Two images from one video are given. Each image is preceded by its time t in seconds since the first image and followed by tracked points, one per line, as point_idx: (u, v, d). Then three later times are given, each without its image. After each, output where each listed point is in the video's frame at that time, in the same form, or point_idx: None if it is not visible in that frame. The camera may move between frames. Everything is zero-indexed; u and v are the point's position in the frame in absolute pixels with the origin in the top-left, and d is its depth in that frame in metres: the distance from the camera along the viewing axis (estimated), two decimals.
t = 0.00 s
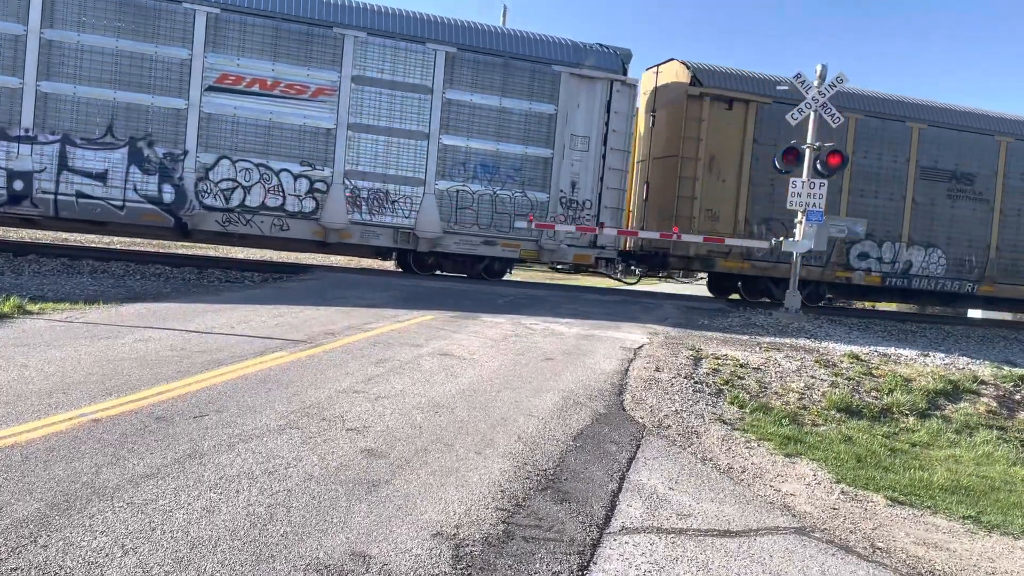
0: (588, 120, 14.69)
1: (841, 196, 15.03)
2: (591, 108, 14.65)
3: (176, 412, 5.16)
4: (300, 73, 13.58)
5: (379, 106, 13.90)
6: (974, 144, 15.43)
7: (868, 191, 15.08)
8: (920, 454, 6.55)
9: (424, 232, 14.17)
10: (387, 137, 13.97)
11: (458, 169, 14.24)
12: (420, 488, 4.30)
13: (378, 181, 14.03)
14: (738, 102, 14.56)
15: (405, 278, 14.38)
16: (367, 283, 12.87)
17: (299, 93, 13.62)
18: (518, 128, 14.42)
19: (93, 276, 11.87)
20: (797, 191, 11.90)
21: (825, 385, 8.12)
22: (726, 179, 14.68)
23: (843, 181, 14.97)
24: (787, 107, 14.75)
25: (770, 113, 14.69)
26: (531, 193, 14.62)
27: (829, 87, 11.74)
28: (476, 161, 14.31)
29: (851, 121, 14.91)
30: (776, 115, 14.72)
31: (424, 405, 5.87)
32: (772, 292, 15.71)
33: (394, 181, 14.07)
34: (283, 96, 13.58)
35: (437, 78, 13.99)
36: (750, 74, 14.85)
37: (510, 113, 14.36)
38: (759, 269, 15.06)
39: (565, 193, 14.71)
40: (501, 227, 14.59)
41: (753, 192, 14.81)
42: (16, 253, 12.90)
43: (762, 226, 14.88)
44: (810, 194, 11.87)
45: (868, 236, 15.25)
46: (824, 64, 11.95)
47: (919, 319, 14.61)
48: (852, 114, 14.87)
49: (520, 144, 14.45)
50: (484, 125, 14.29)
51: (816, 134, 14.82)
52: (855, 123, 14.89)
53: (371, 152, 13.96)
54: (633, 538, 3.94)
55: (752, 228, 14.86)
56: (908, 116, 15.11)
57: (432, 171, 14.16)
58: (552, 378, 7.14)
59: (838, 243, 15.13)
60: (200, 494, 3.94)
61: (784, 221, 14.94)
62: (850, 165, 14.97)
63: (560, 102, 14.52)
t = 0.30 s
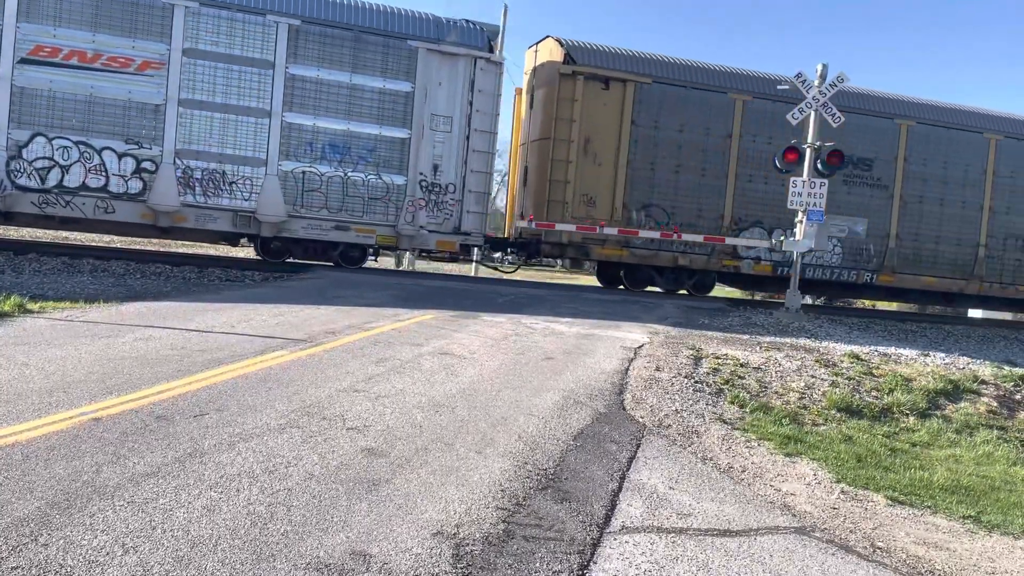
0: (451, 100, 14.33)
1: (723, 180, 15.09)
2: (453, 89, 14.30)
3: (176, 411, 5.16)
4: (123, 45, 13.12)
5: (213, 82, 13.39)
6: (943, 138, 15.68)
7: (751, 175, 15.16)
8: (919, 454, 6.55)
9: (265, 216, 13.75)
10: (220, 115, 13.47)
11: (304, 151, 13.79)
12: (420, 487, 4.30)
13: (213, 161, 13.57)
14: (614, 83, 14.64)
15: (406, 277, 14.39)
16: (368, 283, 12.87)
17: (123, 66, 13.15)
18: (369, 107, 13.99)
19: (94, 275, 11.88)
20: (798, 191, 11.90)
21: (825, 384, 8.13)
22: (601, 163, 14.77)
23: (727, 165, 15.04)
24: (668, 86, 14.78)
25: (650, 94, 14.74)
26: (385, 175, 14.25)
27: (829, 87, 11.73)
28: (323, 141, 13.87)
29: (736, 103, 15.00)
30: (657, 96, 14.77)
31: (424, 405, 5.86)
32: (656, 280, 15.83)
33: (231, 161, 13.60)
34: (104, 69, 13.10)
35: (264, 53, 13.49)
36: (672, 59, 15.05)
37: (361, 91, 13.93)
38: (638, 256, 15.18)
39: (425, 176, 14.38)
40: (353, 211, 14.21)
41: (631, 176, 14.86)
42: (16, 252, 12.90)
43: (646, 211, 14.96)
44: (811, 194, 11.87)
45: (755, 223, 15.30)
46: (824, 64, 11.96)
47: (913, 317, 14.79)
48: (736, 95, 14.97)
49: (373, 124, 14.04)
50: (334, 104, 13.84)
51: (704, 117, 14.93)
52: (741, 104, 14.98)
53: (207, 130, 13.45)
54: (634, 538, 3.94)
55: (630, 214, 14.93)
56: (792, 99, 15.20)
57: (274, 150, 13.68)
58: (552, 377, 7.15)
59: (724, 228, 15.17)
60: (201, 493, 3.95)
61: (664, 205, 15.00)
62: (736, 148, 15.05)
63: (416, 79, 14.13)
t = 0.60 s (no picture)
0: (297, 76, 13.32)
1: (601, 163, 14.79)
2: (297, 64, 13.29)
3: (177, 411, 5.15)
4: None
5: (27, 56, 12.31)
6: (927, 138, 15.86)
7: (629, 159, 14.89)
8: (920, 454, 6.56)
9: (87, 198, 12.79)
10: (35, 90, 12.42)
11: (127, 128, 12.77)
12: (420, 487, 4.31)
13: (28, 140, 12.54)
14: (478, 61, 14.27)
15: (406, 276, 14.42)
16: (369, 282, 12.88)
17: None
18: (204, 82, 12.93)
19: (94, 274, 11.89)
20: (799, 190, 11.90)
21: (825, 384, 8.14)
22: (467, 146, 14.42)
23: (604, 148, 14.76)
24: (539, 65, 14.45)
25: (517, 73, 14.42)
26: (223, 157, 13.23)
27: (830, 87, 11.73)
28: (151, 120, 12.84)
29: (618, 86, 14.71)
30: (525, 76, 14.44)
31: (425, 404, 5.87)
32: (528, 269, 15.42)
33: (47, 140, 12.58)
34: None
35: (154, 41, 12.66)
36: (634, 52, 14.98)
37: (193, 65, 12.86)
38: (506, 244, 14.84)
39: (269, 158, 13.39)
40: (187, 193, 13.21)
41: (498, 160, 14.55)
42: (17, 252, 12.88)
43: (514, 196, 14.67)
44: (812, 194, 11.88)
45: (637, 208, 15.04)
46: (825, 64, 11.96)
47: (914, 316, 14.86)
48: (613, 76, 14.67)
49: (210, 101, 13.00)
50: (161, 78, 12.77)
51: (581, 99, 14.63)
52: (618, 85, 14.68)
53: (21, 106, 12.40)
54: (634, 538, 3.94)
55: (497, 199, 14.62)
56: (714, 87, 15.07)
57: (95, 126, 12.64)
58: (552, 377, 7.15)
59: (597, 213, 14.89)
60: (202, 493, 3.94)
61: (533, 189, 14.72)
62: (611, 131, 14.76)
63: (257, 52, 13.08)
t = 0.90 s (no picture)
0: (124, 48, 12.70)
1: (461, 146, 14.34)
2: (122, 36, 12.70)
3: (178, 411, 5.16)
4: None
5: None
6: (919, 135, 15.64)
7: (493, 141, 14.45)
8: (920, 454, 6.56)
9: None
10: None
11: None
12: (421, 487, 4.31)
13: None
14: (326, 36, 13.75)
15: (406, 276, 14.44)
16: (369, 282, 12.88)
17: None
18: (15, 54, 12.32)
19: (95, 274, 11.91)
20: (800, 190, 11.90)
21: (826, 384, 8.14)
22: (317, 128, 13.93)
23: (469, 130, 14.32)
24: (394, 41, 13.95)
25: (372, 50, 13.92)
26: None
27: (830, 87, 11.73)
28: None
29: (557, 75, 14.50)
30: (378, 52, 13.95)
31: (426, 404, 5.86)
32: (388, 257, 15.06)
33: None
34: None
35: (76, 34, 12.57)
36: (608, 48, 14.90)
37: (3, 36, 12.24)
38: (361, 230, 14.42)
39: (93, 136, 12.84)
40: None
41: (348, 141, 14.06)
42: (18, 252, 12.90)
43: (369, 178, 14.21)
44: (812, 194, 11.88)
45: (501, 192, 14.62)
46: (825, 64, 11.95)
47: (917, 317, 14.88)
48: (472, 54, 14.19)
49: (20, 74, 12.41)
50: None
51: (442, 77, 14.17)
52: (480, 65, 14.22)
53: None
54: (635, 538, 3.94)
55: (348, 181, 14.16)
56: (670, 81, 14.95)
57: None
58: (552, 377, 7.15)
59: (458, 197, 14.48)
60: (203, 493, 3.95)
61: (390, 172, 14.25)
62: (475, 111, 14.31)
63: (76, 26, 12.48)
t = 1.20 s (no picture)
0: None
1: (306, 127, 13.69)
2: None
3: (178, 411, 5.17)
4: None
5: None
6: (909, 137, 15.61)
7: (352, 123, 13.81)
8: (921, 455, 6.56)
9: None
10: None
11: None
12: (421, 487, 4.31)
13: None
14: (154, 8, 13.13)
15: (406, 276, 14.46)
16: (370, 283, 12.88)
17: None
18: None
19: (95, 274, 11.91)
20: (801, 191, 11.90)
21: (826, 384, 8.15)
22: (145, 105, 13.29)
23: (315, 109, 13.67)
24: (229, 14, 13.31)
25: (206, 22, 13.29)
26: None
27: (831, 87, 11.72)
28: None
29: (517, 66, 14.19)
30: (214, 26, 13.31)
31: (426, 405, 5.87)
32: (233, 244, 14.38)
33: None
34: None
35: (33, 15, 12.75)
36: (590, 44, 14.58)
37: None
38: (197, 213, 13.72)
39: None
40: None
41: (175, 119, 13.40)
42: (19, 252, 12.92)
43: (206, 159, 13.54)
44: (812, 194, 11.88)
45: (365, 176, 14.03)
46: (825, 64, 11.95)
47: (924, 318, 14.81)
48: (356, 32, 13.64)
49: None
50: None
51: (280, 57, 13.53)
52: (330, 40, 13.57)
53: None
54: (635, 538, 3.94)
55: (180, 162, 13.51)
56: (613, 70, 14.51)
57: None
58: (553, 377, 7.16)
59: (304, 181, 13.83)
60: (204, 493, 3.95)
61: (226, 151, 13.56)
62: (325, 88, 13.66)
63: None
